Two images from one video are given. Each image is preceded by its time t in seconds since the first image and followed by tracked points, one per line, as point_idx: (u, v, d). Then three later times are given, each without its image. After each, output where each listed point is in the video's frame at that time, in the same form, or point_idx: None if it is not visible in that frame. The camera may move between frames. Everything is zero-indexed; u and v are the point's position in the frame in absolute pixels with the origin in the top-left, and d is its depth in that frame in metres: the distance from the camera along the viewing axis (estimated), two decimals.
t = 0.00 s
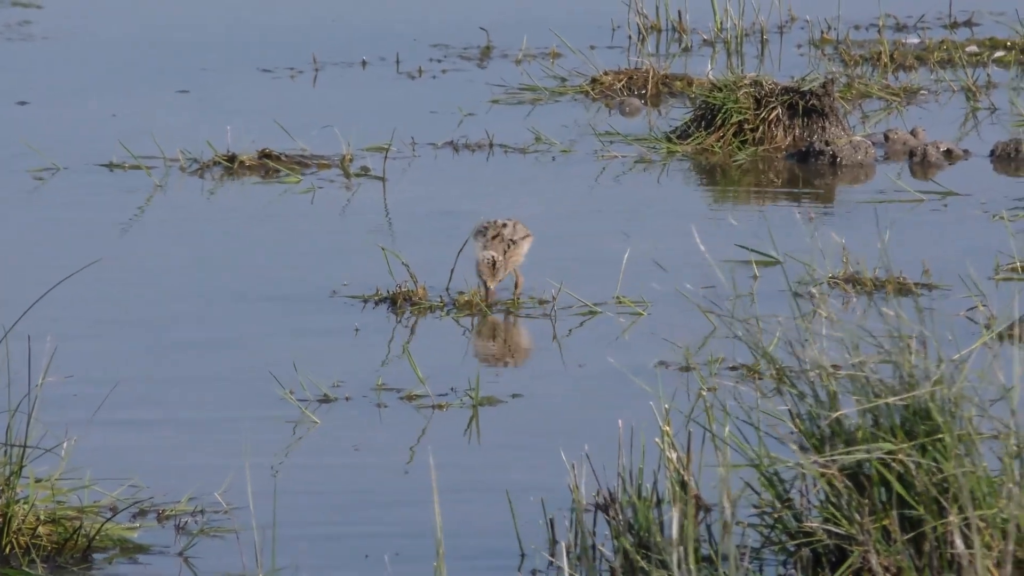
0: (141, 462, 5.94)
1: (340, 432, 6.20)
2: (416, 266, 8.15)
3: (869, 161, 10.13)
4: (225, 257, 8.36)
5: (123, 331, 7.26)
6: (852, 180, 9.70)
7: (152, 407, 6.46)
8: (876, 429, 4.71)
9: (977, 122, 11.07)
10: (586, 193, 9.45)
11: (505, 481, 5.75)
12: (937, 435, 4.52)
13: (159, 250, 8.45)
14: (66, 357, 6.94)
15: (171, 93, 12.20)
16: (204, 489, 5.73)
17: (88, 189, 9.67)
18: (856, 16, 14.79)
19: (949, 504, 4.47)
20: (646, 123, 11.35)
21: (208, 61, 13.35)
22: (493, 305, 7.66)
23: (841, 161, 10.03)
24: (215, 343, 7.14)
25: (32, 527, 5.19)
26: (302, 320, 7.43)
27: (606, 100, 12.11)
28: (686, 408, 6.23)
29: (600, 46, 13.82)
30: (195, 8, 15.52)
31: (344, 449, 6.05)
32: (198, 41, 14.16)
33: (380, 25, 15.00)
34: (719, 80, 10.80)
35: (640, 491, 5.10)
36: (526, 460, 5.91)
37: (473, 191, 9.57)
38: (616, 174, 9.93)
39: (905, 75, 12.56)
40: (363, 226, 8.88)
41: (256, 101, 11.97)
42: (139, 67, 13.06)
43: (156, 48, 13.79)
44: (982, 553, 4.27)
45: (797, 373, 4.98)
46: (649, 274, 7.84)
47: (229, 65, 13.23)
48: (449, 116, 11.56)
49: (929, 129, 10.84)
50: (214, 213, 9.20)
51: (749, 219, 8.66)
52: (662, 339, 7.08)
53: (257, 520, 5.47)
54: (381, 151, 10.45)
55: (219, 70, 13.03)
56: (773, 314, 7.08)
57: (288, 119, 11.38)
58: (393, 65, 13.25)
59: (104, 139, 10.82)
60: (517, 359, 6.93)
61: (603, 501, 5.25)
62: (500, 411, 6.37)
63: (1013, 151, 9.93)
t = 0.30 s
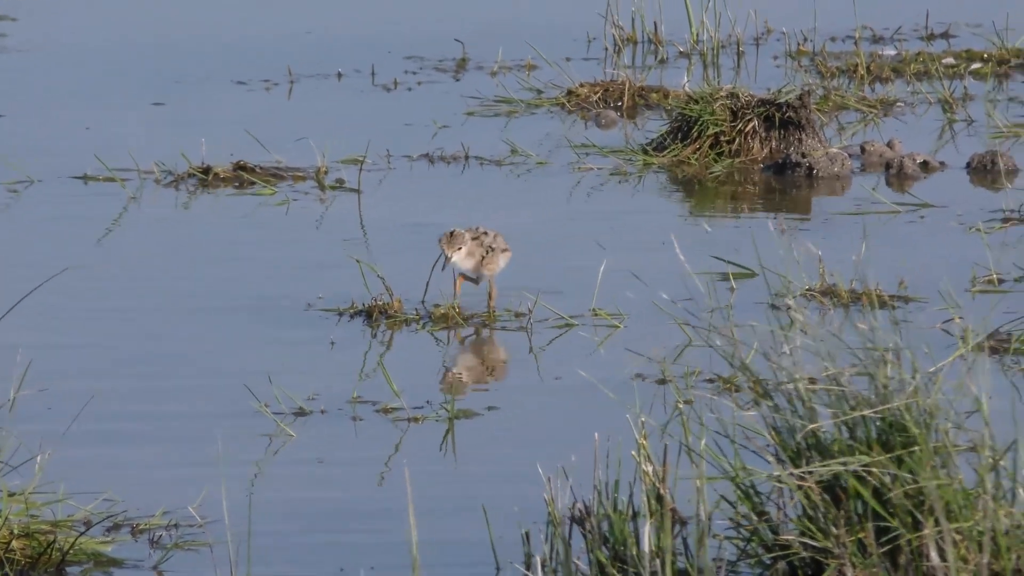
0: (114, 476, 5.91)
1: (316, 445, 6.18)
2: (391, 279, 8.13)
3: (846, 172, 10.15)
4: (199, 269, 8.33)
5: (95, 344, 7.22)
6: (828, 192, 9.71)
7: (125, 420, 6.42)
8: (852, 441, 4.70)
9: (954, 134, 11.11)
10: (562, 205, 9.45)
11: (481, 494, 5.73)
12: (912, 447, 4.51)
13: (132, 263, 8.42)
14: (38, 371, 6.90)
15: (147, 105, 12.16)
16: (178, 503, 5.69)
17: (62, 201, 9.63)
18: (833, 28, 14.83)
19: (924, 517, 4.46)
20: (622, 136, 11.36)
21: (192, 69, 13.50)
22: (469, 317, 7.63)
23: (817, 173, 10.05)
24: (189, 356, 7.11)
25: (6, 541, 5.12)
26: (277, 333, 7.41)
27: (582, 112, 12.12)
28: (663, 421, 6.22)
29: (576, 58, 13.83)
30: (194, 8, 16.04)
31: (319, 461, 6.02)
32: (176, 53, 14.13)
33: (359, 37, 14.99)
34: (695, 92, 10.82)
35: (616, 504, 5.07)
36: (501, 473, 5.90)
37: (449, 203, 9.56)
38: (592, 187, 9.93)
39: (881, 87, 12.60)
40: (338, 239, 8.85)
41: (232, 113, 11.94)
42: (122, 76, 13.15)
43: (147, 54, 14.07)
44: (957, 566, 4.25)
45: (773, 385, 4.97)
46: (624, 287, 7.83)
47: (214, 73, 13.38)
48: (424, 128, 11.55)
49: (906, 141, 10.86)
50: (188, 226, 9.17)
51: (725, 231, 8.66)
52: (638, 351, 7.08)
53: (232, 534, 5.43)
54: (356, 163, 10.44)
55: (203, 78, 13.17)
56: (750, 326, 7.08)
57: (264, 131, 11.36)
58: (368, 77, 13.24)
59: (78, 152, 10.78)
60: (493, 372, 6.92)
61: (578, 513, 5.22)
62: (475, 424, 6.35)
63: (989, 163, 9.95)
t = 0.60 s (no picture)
0: (86, 487, 5.88)
1: (289, 455, 6.16)
2: (365, 290, 8.12)
3: (819, 183, 10.18)
4: (171, 280, 8.30)
5: (66, 356, 7.19)
6: (802, 202, 9.75)
7: (96, 431, 6.40)
8: (825, 452, 4.71)
9: (927, 144, 11.16)
10: (535, 215, 9.45)
11: (455, 504, 5.73)
12: (887, 457, 4.52)
13: (104, 274, 8.39)
14: (8, 383, 6.86)
15: (119, 116, 12.12)
16: (151, 514, 5.67)
17: (33, 213, 9.58)
18: (806, 38, 14.89)
19: (898, 527, 4.47)
20: (595, 146, 11.38)
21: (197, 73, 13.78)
22: (441, 327, 7.60)
23: (791, 184, 10.08)
24: (161, 367, 7.09)
25: None
26: (250, 344, 7.39)
27: (555, 122, 12.14)
28: (637, 431, 6.22)
29: (549, 68, 13.85)
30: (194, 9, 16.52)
31: (292, 472, 6.01)
32: (151, 63, 14.11)
33: (334, 47, 14.98)
34: (668, 102, 10.84)
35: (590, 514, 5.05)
36: (474, 483, 5.90)
37: (422, 213, 9.56)
38: (566, 197, 9.94)
39: (854, 97, 12.66)
40: (311, 249, 8.84)
41: (205, 123, 11.91)
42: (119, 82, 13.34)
43: (121, 64, 14.03)
44: None
45: (747, 396, 4.98)
46: (597, 297, 7.84)
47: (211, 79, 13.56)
48: (398, 138, 11.54)
49: (878, 151, 10.92)
50: (160, 237, 9.14)
51: (698, 241, 8.68)
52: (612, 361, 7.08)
53: (205, 544, 5.42)
54: (330, 174, 10.43)
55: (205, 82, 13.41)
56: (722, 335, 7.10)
57: (237, 141, 11.34)
58: (342, 87, 13.24)
59: (50, 163, 10.73)
60: (467, 382, 6.92)
61: (552, 525, 5.19)
62: (448, 434, 6.35)
63: (962, 173, 9.99)
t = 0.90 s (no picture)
0: (71, 498, 5.84)
1: (276, 465, 6.13)
2: (352, 299, 8.10)
3: (807, 192, 10.15)
4: (157, 290, 8.26)
5: (51, 366, 7.15)
6: (790, 211, 9.73)
7: (81, 441, 6.35)
8: (814, 461, 4.69)
9: (916, 152, 11.17)
10: (523, 224, 9.43)
11: (443, 514, 5.70)
12: (878, 467, 4.50)
13: (89, 284, 8.34)
14: None
15: (105, 125, 12.08)
16: (137, 524, 5.63)
17: (18, 222, 9.54)
18: (794, 46, 14.90)
19: (889, 537, 4.45)
20: (583, 154, 11.37)
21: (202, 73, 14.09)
22: (429, 335, 7.57)
23: (779, 193, 10.07)
24: (147, 377, 7.05)
25: None
26: (236, 353, 7.36)
27: (543, 130, 12.12)
28: (626, 440, 6.20)
29: (537, 77, 13.85)
30: (195, 8, 16.55)
31: (279, 482, 5.97)
32: (138, 71, 14.07)
33: (322, 55, 14.96)
34: (656, 110, 10.83)
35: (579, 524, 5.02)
36: (462, 492, 5.87)
37: (410, 222, 9.53)
38: (554, 206, 9.92)
39: (843, 105, 12.67)
40: (298, 258, 8.81)
41: (191, 132, 11.87)
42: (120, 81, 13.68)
43: (108, 73, 13.99)
44: None
45: (736, 405, 4.95)
46: (586, 306, 7.83)
47: (212, 79, 13.85)
48: (384, 147, 11.52)
49: (867, 159, 10.92)
50: (146, 246, 9.10)
51: (686, 250, 8.66)
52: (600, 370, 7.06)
53: (192, 554, 5.38)
54: (316, 182, 10.40)
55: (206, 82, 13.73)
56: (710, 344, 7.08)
57: (224, 150, 11.30)
58: (328, 96, 13.21)
59: (35, 172, 10.68)
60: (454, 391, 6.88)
61: (540, 534, 5.16)
62: (436, 443, 6.32)
63: (951, 181, 9.99)
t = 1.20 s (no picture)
0: (74, 501, 5.84)
1: (280, 468, 6.13)
2: (354, 302, 8.10)
3: (810, 195, 10.15)
4: (160, 294, 8.27)
5: (54, 369, 7.15)
6: (793, 215, 9.73)
7: (84, 444, 6.36)
8: (817, 464, 4.68)
9: (919, 156, 11.16)
10: (526, 228, 9.43)
11: (447, 517, 5.69)
12: (880, 470, 4.49)
13: (92, 287, 8.35)
14: None
15: (108, 129, 12.09)
16: (141, 527, 5.64)
17: (20, 225, 9.55)
18: (797, 49, 14.90)
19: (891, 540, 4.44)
20: (585, 158, 11.37)
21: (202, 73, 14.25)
22: (432, 339, 7.57)
23: (782, 196, 10.07)
24: (149, 381, 7.06)
25: None
26: (239, 357, 7.36)
27: (545, 134, 12.12)
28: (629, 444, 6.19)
29: (539, 80, 13.87)
30: (195, 8, 16.56)
31: (282, 485, 5.98)
32: (141, 75, 14.08)
33: (325, 58, 14.97)
34: (659, 114, 10.83)
35: (582, 527, 5.02)
36: (465, 496, 5.87)
37: (412, 226, 9.54)
38: (557, 209, 9.92)
39: (846, 109, 12.67)
40: (301, 262, 8.82)
41: (194, 135, 11.88)
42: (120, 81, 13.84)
43: (111, 76, 14.00)
44: None
45: (739, 408, 4.95)
46: (589, 309, 7.83)
47: (212, 79, 14.00)
48: (387, 151, 11.53)
49: (870, 163, 10.91)
50: (148, 249, 9.11)
51: (690, 253, 8.66)
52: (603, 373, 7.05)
53: (195, 558, 5.38)
54: (319, 186, 10.41)
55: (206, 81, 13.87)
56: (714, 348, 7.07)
57: (226, 154, 11.31)
58: (331, 99, 13.23)
59: (38, 176, 10.70)
60: (458, 394, 6.88)
61: (544, 538, 5.16)
62: (439, 447, 6.32)
63: (955, 185, 9.98)
